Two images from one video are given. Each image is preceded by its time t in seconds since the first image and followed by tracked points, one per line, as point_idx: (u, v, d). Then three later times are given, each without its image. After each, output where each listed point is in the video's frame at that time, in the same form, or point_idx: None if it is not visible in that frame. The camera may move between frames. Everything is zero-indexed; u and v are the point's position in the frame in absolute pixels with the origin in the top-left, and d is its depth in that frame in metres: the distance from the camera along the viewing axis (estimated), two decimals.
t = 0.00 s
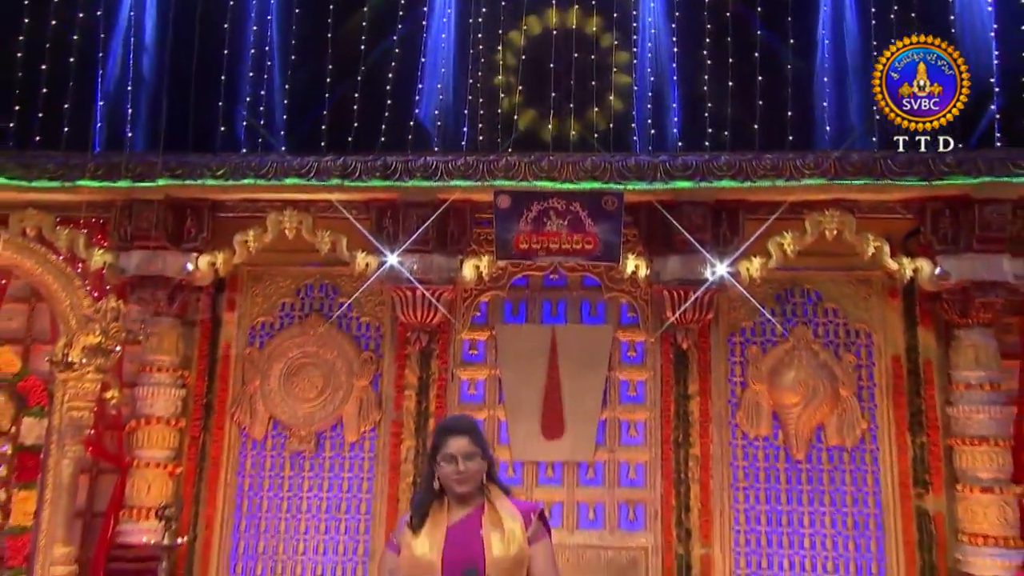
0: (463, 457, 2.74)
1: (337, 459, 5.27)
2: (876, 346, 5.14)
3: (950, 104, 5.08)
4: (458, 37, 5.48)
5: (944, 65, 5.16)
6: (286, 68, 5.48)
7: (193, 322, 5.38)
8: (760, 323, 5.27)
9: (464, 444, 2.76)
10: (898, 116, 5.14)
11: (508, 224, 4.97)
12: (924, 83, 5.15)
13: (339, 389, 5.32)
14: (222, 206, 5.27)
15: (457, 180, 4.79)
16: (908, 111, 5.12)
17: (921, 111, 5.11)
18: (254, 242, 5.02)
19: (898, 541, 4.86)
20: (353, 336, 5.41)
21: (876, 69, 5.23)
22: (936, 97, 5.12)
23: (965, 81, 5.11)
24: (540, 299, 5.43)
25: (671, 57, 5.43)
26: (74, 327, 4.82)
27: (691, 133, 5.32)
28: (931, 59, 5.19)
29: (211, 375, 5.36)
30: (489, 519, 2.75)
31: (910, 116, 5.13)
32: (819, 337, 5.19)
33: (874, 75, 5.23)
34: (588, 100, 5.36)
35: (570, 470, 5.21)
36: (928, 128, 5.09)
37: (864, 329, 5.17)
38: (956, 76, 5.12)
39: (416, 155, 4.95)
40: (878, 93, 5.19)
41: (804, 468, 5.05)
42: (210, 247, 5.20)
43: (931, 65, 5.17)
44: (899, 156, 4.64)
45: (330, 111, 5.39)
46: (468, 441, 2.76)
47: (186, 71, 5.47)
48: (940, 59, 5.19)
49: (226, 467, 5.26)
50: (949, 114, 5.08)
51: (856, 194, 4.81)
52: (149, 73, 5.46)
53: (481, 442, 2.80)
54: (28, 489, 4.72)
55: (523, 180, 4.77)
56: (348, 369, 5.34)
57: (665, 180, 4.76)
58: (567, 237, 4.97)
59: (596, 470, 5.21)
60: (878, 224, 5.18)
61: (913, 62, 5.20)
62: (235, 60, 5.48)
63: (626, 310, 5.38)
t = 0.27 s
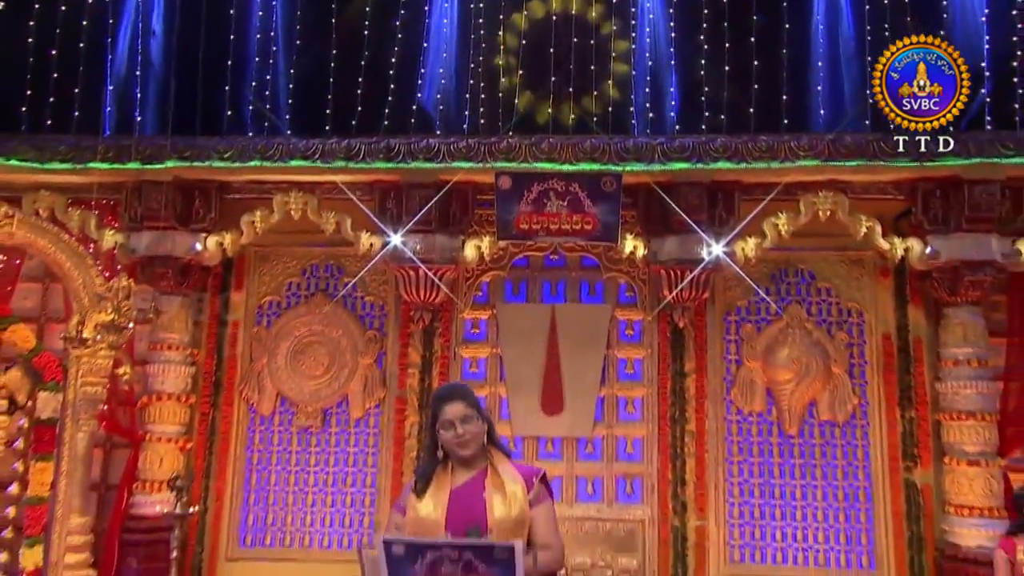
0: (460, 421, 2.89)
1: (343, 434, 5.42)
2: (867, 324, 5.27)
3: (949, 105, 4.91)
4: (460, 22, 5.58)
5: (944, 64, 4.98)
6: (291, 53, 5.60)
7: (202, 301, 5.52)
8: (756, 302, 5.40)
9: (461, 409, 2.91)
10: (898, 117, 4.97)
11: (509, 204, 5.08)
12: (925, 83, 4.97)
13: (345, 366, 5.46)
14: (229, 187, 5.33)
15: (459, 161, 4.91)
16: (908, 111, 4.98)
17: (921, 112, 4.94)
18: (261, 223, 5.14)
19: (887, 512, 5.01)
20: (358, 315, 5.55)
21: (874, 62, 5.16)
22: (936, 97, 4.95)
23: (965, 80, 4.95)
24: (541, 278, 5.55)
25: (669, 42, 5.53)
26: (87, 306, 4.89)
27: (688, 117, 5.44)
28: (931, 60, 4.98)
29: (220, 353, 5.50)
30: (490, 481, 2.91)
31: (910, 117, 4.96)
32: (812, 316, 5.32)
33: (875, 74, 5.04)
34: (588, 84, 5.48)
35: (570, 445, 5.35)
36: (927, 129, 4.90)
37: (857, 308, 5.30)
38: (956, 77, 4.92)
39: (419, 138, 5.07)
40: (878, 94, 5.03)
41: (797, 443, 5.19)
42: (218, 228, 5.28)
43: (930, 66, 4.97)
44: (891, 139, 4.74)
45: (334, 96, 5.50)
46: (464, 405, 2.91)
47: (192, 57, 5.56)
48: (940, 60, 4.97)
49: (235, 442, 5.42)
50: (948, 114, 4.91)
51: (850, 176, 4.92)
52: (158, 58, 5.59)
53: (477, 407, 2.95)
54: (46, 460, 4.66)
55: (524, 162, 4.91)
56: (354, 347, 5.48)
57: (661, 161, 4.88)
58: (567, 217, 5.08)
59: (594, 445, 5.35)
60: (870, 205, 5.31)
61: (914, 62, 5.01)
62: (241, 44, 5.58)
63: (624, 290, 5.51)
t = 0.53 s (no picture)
0: (467, 395, 2.97)
1: (348, 414, 5.54)
2: (862, 306, 5.37)
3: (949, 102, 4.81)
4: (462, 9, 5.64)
5: (944, 64, 4.90)
6: (296, 40, 5.68)
7: (210, 284, 5.63)
8: (753, 285, 5.50)
9: (468, 383, 2.98)
10: (898, 117, 4.85)
11: (511, 188, 5.17)
12: (924, 83, 4.91)
13: (350, 348, 5.56)
14: (235, 172, 5.43)
15: (461, 147, 5.01)
16: (908, 111, 4.90)
17: (920, 111, 4.82)
18: (267, 208, 5.23)
19: (880, 489, 5.13)
20: (362, 298, 5.65)
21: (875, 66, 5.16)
22: (936, 97, 4.83)
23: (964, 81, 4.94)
24: (542, 262, 5.66)
25: (669, 29, 5.62)
26: (97, 287, 4.81)
27: (686, 104, 5.53)
28: (931, 59, 4.97)
29: (228, 334, 5.62)
30: (499, 453, 3.02)
31: (909, 117, 4.84)
32: (808, 298, 5.42)
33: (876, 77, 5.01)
34: (588, 71, 5.55)
35: (570, 425, 5.47)
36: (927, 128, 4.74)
37: (852, 291, 5.40)
38: (956, 74, 4.85)
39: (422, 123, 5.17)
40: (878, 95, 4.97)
41: (793, 422, 5.30)
42: (225, 213, 5.39)
43: (931, 64, 4.93)
44: (886, 123, 4.82)
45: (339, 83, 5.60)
46: (471, 379, 2.98)
47: (199, 46, 5.65)
48: (941, 58, 4.94)
49: (243, 422, 5.54)
50: (948, 113, 4.78)
51: (846, 160, 5.00)
52: (165, 46, 5.70)
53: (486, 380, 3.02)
54: (60, 437, 4.58)
55: (525, 147, 5.01)
56: (359, 329, 5.58)
57: (660, 147, 4.98)
58: (568, 201, 5.17)
59: (594, 425, 5.46)
60: (865, 190, 5.42)
61: (913, 63, 5.01)
62: (247, 32, 5.67)
63: (623, 273, 5.60)
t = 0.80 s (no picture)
0: (485, 366, 3.12)
1: (358, 393, 5.67)
2: (863, 287, 5.46)
3: (950, 103, 4.76)
4: None
5: (944, 64, 4.90)
6: (306, 27, 5.79)
7: (223, 266, 5.76)
8: (755, 266, 5.60)
9: (487, 355, 3.13)
10: (898, 117, 4.82)
11: (518, 171, 5.25)
12: (925, 83, 4.88)
13: (359, 328, 5.69)
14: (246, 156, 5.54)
15: (468, 130, 5.13)
16: (908, 111, 4.81)
17: (922, 111, 4.77)
18: (278, 190, 5.34)
19: (878, 466, 5.24)
20: (371, 280, 5.76)
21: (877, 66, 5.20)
22: (936, 97, 4.80)
23: (966, 80, 4.88)
24: (547, 244, 5.75)
25: (672, 14, 5.70)
26: (114, 269, 4.89)
27: (691, 87, 5.63)
28: (931, 60, 4.97)
29: (241, 315, 5.75)
30: (516, 424, 3.13)
31: (910, 117, 4.80)
32: (809, 279, 5.51)
33: (875, 76, 4.99)
34: (594, 55, 5.64)
35: (576, 403, 5.59)
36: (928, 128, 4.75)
37: (853, 272, 5.48)
38: (957, 75, 4.84)
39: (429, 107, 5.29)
40: (878, 94, 4.93)
41: (793, 400, 5.41)
42: (237, 196, 5.51)
43: (933, 66, 4.91)
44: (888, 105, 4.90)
45: (348, 68, 5.70)
46: (490, 351, 3.13)
47: (211, 33, 5.77)
48: (943, 60, 4.94)
49: (256, 400, 5.68)
50: (949, 113, 4.76)
51: (848, 142, 5.07)
52: (176, 32, 5.76)
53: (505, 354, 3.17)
54: (80, 414, 4.72)
55: (531, 130, 5.13)
56: (369, 310, 5.70)
57: (665, 129, 5.07)
58: (574, 184, 5.26)
59: (599, 404, 5.58)
60: (866, 172, 5.50)
61: (912, 63, 5.05)
62: (257, 18, 5.75)
63: (628, 255, 5.69)
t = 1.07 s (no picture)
0: (512, 341, 3.11)
1: (375, 375, 5.81)
2: (872, 270, 5.51)
3: (951, 103, 4.77)
4: None
5: (944, 64, 4.94)
6: (322, 16, 5.88)
7: (244, 252, 5.91)
8: (766, 250, 5.67)
9: (515, 330, 3.13)
10: (897, 117, 4.87)
11: (531, 156, 5.35)
12: (925, 82, 4.87)
13: (376, 313, 5.81)
14: (265, 144, 5.67)
15: (482, 116, 5.24)
16: (908, 111, 4.84)
17: (921, 111, 4.81)
18: (296, 177, 5.47)
19: (886, 446, 5.34)
20: (387, 265, 5.88)
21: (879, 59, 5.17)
22: (936, 97, 4.82)
23: (966, 80, 4.85)
24: (560, 229, 5.84)
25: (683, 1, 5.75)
26: (139, 254, 4.99)
27: (701, 72, 5.66)
28: (931, 61, 4.99)
29: (261, 300, 5.90)
30: (539, 400, 3.12)
31: (910, 117, 4.84)
32: (819, 263, 5.57)
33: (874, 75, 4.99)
34: (606, 42, 5.71)
35: (588, 385, 5.70)
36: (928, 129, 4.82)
37: (863, 255, 5.54)
38: (957, 75, 4.85)
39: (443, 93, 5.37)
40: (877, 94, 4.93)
41: (803, 382, 5.49)
42: (257, 183, 5.64)
43: (931, 66, 4.92)
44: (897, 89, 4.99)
45: (363, 57, 5.79)
46: (517, 326, 3.12)
47: (229, 25, 5.88)
48: (941, 60, 4.97)
49: (277, 382, 5.84)
50: (948, 113, 4.80)
51: (858, 126, 5.11)
52: (196, 23, 5.88)
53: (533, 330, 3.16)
54: (109, 394, 4.89)
55: (544, 116, 5.23)
56: (385, 294, 5.82)
57: (677, 114, 5.14)
58: (586, 169, 5.35)
59: (611, 385, 5.68)
60: (876, 155, 5.55)
61: (913, 62, 5.03)
62: (275, 9, 5.88)
63: (639, 239, 5.78)
